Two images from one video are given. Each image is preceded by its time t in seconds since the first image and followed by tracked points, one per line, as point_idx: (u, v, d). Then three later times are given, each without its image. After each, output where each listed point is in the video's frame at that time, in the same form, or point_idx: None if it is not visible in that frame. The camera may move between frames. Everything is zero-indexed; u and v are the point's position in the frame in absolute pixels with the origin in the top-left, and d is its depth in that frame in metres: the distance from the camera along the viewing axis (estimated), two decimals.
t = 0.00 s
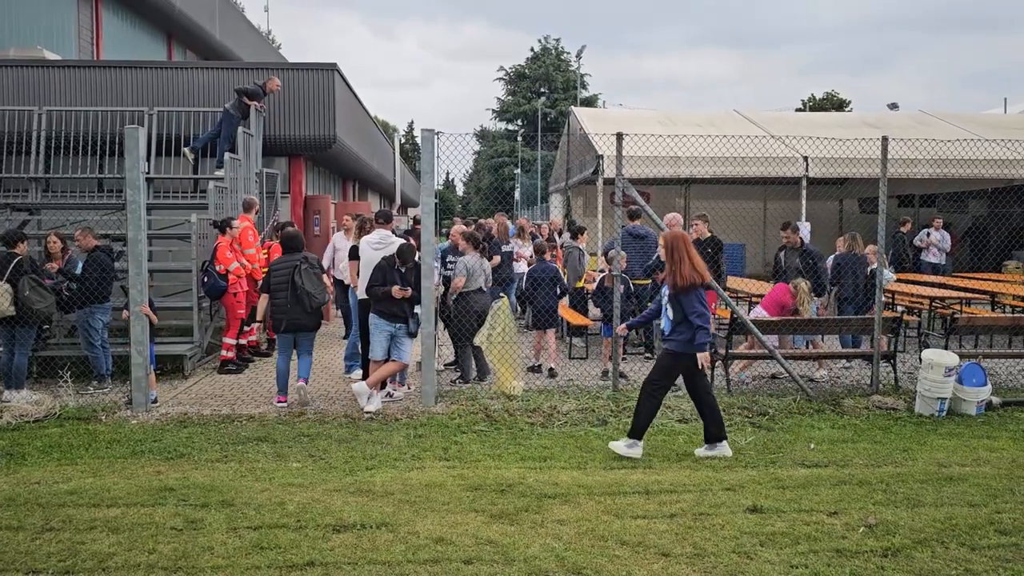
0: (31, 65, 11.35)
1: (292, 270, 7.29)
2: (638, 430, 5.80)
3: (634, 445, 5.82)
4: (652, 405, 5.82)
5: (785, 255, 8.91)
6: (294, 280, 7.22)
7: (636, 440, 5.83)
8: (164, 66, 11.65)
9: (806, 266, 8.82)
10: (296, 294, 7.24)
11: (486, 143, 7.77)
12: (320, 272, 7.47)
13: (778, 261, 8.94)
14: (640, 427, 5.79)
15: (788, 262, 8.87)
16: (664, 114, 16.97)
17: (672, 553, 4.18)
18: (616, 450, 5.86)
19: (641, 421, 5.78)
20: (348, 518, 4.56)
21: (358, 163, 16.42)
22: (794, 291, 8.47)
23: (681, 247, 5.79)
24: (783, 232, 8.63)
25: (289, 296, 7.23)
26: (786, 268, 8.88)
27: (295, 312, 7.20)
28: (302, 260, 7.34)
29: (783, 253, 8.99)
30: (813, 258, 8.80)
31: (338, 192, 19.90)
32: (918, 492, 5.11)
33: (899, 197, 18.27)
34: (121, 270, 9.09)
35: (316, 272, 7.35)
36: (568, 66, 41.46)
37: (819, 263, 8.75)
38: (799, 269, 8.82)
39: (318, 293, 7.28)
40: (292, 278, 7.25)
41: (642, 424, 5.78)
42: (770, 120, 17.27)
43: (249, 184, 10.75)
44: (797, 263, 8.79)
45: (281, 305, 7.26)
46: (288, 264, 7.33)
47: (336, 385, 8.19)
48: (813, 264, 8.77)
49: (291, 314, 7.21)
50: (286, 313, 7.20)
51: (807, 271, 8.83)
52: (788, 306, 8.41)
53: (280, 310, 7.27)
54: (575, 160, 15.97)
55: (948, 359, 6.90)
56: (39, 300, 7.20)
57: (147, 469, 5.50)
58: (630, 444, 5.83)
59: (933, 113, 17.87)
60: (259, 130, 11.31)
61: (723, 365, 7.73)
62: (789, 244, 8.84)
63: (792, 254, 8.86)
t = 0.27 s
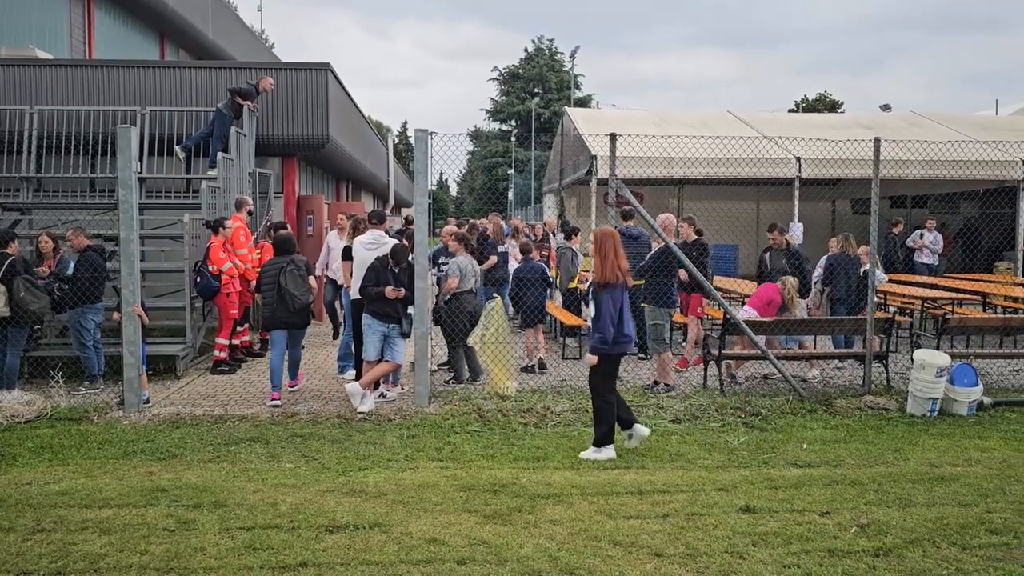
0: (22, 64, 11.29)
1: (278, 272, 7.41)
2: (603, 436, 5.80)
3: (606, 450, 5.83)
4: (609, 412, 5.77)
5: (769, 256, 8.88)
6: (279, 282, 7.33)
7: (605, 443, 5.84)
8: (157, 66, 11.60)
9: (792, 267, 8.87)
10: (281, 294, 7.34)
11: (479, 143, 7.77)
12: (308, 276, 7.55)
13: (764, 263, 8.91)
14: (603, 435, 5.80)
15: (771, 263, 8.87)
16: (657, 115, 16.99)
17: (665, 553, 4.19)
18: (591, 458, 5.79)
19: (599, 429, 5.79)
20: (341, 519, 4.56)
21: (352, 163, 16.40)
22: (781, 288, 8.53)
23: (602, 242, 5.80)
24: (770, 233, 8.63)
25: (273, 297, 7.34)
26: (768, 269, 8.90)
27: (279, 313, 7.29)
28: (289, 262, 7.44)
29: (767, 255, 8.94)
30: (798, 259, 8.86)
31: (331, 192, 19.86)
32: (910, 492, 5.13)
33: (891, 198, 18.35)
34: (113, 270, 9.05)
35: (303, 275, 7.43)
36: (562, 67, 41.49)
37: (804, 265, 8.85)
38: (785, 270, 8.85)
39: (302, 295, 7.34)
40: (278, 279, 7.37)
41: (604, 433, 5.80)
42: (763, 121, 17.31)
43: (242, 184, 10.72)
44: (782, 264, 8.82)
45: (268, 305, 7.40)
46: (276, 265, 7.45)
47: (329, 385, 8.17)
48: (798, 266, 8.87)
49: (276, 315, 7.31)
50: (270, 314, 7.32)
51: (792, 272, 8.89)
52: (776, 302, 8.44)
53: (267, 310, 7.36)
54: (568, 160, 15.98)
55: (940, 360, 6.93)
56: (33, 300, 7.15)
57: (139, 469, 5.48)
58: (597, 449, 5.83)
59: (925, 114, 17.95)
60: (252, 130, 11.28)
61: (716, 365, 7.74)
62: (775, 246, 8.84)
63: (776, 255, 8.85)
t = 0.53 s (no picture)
0: (12, 64, 11.23)
1: (275, 267, 7.71)
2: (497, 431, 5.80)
3: (495, 445, 5.84)
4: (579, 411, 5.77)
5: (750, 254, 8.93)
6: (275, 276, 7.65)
7: (593, 442, 5.86)
8: (147, 66, 11.56)
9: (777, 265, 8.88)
10: (277, 289, 7.63)
11: (471, 144, 7.77)
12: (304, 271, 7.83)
13: (749, 262, 8.94)
14: (583, 434, 5.78)
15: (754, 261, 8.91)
16: (649, 116, 17.02)
17: (656, 553, 4.20)
18: (476, 453, 5.79)
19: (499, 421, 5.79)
20: (332, 520, 4.55)
21: (344, 164, 16.37)
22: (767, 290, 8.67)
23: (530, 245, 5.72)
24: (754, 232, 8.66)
25: (269, 291, 7.64)
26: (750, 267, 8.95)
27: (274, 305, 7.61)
28: (285, 257, 7.71)
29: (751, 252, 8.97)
30: (784, 257, 8.86)
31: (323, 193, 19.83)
32: (899, 492, 5.16)
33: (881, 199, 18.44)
34: (103, 271, 9.01)
35: (297, 270, 7.72)
36: (554, 68, 41.52)
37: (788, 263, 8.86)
38: (770, 268, 8.86)
39: (295, 288, 7.62)
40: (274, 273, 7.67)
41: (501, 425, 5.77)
42: (754, 122, 17.37)
43: (233, 185, 10.69)
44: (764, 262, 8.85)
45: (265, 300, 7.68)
46: (272, 262, 7.76)
47: (320, 386, 8.15)
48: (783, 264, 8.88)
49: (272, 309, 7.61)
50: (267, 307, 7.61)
51: (778, 270, 8.90)
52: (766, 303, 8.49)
53: (265, 305, 7.65)
54: (560, 161, 15.99)
55: (929, 361, 6.97)
56: (24, 302, 7.12)
57: (129, 471, 5.46)
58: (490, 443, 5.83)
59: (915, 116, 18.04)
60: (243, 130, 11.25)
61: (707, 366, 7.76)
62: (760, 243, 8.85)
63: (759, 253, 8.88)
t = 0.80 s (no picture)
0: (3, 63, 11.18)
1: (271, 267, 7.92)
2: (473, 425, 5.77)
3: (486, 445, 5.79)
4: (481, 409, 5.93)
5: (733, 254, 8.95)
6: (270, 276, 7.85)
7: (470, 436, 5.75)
8: (139, 65, 11.52)
9: (764, 264, 8.92)
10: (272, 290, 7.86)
11: (464, 144, 7.78)
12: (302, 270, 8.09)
13: (737, 261, 8.94)
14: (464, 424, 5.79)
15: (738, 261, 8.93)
16: (642, 117, 17.06)
17: (648, 553, 4.21)
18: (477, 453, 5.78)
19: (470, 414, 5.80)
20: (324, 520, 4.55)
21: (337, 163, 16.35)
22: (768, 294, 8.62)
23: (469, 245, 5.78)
24: (744, 231, 8.67)
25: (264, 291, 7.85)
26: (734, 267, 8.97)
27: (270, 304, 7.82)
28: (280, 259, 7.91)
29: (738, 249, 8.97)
30: (770, 257, 8.95)
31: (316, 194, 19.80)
32: (890, 492, 5.18)
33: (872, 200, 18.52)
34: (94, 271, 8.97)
35: (292, 270, 7.93)
36: (547, 68, 41.54)
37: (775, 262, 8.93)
38: (758, 268, 8.90)
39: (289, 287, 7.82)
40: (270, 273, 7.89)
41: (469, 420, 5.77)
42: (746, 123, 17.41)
43: (225, 185, 10.67)
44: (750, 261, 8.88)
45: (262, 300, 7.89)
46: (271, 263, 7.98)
47: (312, 387, 8.14)
48: (768, 263, 8.95)
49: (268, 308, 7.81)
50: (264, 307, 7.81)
51: (764, 269, 8.94)
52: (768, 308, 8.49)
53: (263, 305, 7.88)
54: (553, 162, 15.99)
55: (920, 361, 7.00)
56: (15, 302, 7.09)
57: (120, 472, 5.44)
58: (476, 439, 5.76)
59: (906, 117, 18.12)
60: (235, 130, 11.23)
61: (699, 366, 7.78)
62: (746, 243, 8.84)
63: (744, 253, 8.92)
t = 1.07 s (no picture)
0: None
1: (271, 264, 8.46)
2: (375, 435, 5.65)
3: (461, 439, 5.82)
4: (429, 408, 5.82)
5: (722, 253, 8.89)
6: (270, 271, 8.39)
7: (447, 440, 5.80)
8: (135, 66, 11.50)
9: (753, 264, 8.88)
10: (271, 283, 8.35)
11: (460, 145, 7.78)
12: (299, 267, 8.58)
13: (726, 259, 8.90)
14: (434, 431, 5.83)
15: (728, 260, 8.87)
16: (638, 117, 17.09)
17: (644, 553, 4.22)
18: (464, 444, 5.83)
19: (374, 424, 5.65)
20: (320, 521, 4.55)
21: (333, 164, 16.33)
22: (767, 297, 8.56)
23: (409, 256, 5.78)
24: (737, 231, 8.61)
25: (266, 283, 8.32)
26: (723, 266, 8.91)
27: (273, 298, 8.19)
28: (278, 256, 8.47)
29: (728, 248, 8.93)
30: (760, 257, 8.89)
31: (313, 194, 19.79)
32: (886, 492, 5.19)
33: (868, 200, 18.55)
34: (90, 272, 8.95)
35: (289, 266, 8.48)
36: (543, 69, 41.58)
37: (765, 262, 8.88)
38: (748, 268, 8.87)
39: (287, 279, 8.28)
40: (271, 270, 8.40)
41: (380, 430, 5.64)
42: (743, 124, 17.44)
43: (222, 185, 10.66)
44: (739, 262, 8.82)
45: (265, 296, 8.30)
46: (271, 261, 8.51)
47: (308, 388, 8.12)
48: (758, 263, 8.89)
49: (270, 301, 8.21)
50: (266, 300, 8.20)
51: (753, 269, 8.90)
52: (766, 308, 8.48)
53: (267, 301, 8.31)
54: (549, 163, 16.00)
55: (915, 361, 7.01)
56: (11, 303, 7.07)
57: (116, 473, 5.43)
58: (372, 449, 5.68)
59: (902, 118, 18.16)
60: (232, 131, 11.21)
61: (696, 367, 7.79)
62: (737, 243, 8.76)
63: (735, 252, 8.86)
